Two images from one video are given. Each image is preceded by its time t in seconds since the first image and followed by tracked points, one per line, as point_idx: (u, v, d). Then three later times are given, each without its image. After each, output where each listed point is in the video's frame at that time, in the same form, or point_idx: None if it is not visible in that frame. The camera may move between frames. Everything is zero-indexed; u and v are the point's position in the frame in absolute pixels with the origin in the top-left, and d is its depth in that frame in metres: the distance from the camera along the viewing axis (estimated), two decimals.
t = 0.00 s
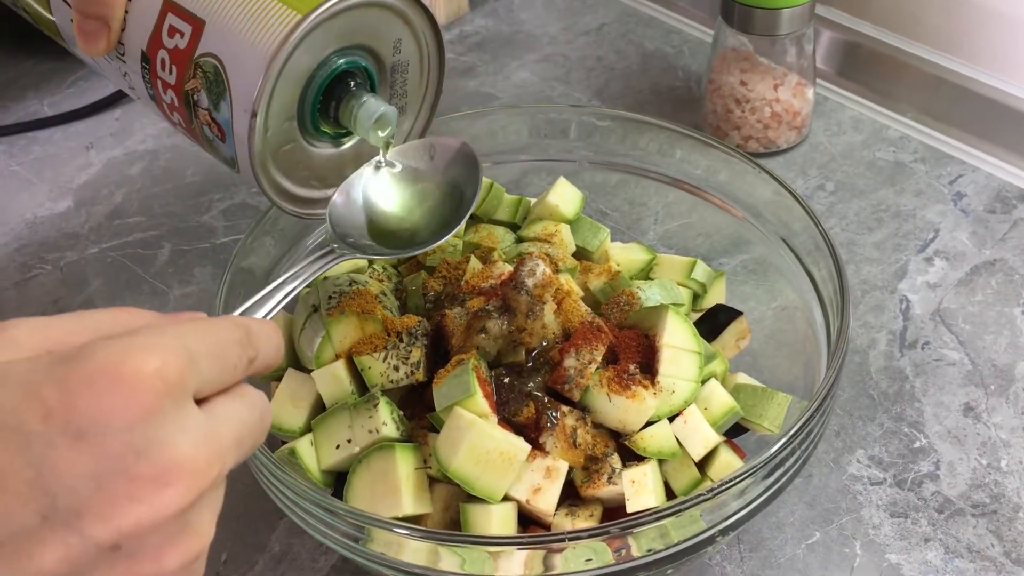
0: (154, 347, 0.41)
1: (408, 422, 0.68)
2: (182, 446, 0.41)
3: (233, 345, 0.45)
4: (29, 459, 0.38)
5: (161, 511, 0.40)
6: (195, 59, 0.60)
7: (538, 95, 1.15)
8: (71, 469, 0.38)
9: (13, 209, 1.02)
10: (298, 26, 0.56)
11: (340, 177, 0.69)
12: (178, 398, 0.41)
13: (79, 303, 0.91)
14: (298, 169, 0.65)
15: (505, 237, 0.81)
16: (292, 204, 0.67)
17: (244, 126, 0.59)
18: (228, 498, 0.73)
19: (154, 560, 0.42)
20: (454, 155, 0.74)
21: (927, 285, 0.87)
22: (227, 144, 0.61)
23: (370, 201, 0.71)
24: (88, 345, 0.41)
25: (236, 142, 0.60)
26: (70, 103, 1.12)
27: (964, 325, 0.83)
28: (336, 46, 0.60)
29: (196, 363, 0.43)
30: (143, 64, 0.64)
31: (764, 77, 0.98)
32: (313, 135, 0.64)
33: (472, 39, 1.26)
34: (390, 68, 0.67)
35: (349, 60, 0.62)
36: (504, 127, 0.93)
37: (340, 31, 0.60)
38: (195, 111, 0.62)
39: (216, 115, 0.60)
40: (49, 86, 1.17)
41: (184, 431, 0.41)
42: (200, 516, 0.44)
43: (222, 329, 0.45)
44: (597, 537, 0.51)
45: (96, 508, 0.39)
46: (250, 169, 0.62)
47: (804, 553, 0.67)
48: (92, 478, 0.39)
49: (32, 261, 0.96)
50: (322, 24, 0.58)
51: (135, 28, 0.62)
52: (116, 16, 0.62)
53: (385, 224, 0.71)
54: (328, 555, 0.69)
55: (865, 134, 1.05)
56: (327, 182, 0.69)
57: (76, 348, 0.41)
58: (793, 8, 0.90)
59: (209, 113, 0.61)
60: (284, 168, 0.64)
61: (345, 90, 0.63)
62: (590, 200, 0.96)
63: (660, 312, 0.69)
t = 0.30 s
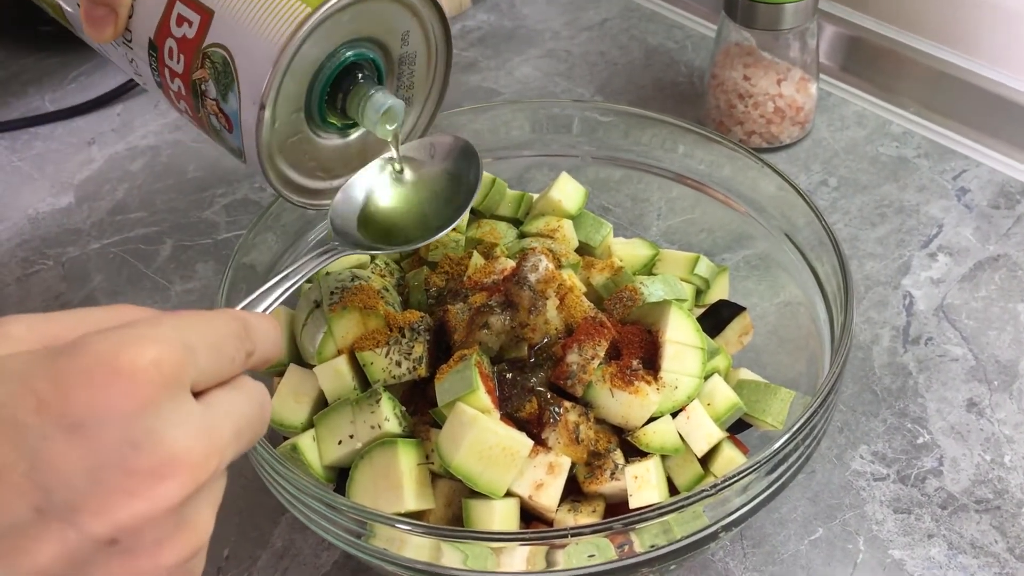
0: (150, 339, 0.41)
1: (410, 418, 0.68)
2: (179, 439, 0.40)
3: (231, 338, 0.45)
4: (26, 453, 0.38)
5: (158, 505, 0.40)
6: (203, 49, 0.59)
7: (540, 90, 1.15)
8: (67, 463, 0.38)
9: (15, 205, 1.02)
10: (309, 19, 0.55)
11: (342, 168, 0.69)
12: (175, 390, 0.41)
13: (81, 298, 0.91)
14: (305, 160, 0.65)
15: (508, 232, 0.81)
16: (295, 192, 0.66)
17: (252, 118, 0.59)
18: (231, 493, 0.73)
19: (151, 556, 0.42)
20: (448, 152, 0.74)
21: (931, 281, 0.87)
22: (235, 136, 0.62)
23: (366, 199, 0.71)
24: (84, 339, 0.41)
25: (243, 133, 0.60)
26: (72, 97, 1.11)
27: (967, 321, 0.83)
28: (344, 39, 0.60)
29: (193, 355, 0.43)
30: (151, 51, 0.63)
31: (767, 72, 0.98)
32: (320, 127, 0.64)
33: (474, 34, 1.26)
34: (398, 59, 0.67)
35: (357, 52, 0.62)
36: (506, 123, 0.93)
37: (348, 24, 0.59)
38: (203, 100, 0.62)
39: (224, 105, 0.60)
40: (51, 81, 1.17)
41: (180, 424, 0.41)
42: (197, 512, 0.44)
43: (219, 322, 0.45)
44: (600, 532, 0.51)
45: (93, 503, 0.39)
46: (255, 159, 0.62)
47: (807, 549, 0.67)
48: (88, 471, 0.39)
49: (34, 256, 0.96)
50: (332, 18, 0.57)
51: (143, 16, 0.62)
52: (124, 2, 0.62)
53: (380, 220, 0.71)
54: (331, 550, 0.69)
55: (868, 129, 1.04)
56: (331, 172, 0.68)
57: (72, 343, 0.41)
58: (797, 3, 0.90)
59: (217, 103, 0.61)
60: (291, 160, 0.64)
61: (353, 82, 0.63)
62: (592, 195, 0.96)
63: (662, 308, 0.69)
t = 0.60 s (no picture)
0: (139, 331, 0.40)
1: (406, 418, 0.68)
2: (168, 431, 0.40)
3: (220, 331, 0.45)
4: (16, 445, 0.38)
5: (148, 498, 0.40)
6: (195, 47, 0.59)
7: (538, 89, 1.15)
8: (56, 455, 0.38)
9: (11, 204, 1.02)
10: (301, 21, 0.55)
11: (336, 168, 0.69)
12: (164, 383, 0.41)
13: (77, 298, 0.91)
14: (296, 160, 0.65)
15: (503, 232, 0.81)
16: (283, 191, 0.66)
17: (243, 118, 0.59)
18: (227, 493, 0.73)
19: (143, 548, 0.42)
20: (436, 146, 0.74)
21: (927, 280, 0.87)
22: (225, 135, 0.61)
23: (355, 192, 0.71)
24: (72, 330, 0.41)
25: (234, 131, 0.60)
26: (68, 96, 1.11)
27: (964, 320, 0.83)
28: (338, 40, 0.60)
29: (182, 348, 0.42)
30: (142, 47, 0.63)
31: (764, 70, 0.98)
32: (312, 126, 0.64)
33: (472, 33, 1.26)
34: (391, 62, 0.66)
35: (349, 53, 0.62)
36: (503, 122, 0.93)
37: (342, 26, 0.59)
38: (194, 98, 0.62)
39: (215, 104, 0.60)
40: (48, 80, 1.16)
41: (169, 416, 0.41)
42: (187, 505, 0.44)
43: (209, 314, 0.45)
44: (595, 533, 0.51)
45: (82, 495, 0.39)
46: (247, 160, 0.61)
47: (803, 548, 0.67)
48: (77, 464, 0.39)
49: (31, 255, 0.96)
50: (324, 19, 0.57)
51: (134, 11, 0.62)
52: None
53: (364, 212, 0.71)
54: (326, 550, 0.69)
55: (866, 128, 1.04)
56: (323, 172, 0.68)
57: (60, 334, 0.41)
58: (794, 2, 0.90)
59: (208, 102, 0.61)
60: (281, 160, 0.64)
61: (346, 83, 0.63)
62: (589, 194, 0.96)
63: (658, 307, 0.69)
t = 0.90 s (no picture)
0: (129, 332, 0.41)
1: (404, 418, 0.69)
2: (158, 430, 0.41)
3: (211, 333, 0.46)
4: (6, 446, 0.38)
5: (140, 498, 0.40)
6: (208, 45, 0.59)
7: (536, 90, 1.15)
8: (47, 456, 0.38)
9: (10, 204, 1.02)
10: (315, 19, 0.55)
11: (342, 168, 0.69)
12: (155, 383, 0.41)
13: (76, 299, 0.91)
14: (307, 154, 0.66)
15: (501, 233, 0.81)
16: (299, 188, 0.67)
17: (257, 116, 0.59)
18: (226, 494, 0.73)
19: (134, 551, 0.42)
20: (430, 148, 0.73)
21: (924, 280, 0.87)
22: (239, 132, 0.62)
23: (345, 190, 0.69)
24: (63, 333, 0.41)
25: (247, 128, 0.60)
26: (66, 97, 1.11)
27: (961, 321, 0.83)
28: (350, 37, 0.60)
29: (173, 349, 0.43)
30: (154, 45, 0.63)
31: (762, 71, 0.98)
32: (324, 122, 0.65)
33: (470, 34, 1.26)
34: (401, 57, 0.67)
35: (362, 50, 0.62)
36: (502, 123, 0.93)
37: (354, 24, 0.59)
38: (207, 95, 0.62)
39: (229, 102, 0.60)
40: (47, 81, 1.16)
41: (160, 416, 0.41)
42: (181, 508, 0.44)
43: (200, 316, 0.46)
44: (592, 533, 0.51)
45: (74, 496, 0.39)
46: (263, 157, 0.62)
47: (800, 548, 0.68)
48: (68, 464, 0.39)
49: (30, 256, 0.96)
50: (337, 17, 0.57)
51: (146, 10, 0.62)
52: None
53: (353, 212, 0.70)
54: (325, 551, 0.69)
55: (863, 129, 1.04)
56: (335, 169, 0.69)
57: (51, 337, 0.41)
58: (792, 4, 0.90)
59: (221, 99, 0.61)
60: (293, 155, 0.65)
61: (357, 80, 0.63)
62: (587, 195, 0.96)
63: (655, 308, 0.69)
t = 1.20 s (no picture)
0: (135, 330, 0.41)
1: (404, 418, 0.69)
2: (165, 429, 0.41)
3: (216, 331, 0.46)
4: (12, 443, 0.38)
5: (147, 495, 0.40)
6: (195, 47, 0.59)
7: (536, 90, 1.15)
8: (55, 454, 0.38)
9: (11, 205, 1.02)
10: (302, 23, 0.55)
11: (337, 172, 0.69)
12: (162, 381, 0.41)
13: (77, 299, 0.92)
14: (297, 161, 0.65)
15: (501, 233, 0.82)
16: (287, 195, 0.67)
17: (242, 120, 0.59)
18: (227, 495, 0.73)
19: (141, 545, 0.42)
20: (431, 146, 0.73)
21: (924, 280, 0.87)
22: (225, 136, 0.62)
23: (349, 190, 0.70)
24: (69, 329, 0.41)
25: (233, 132, 0.60)
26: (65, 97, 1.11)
27: (961, 320, 0.83)
28: (338, 42, 0.60)
29: (179, 346, 0.43)
30: (143, 47, 0.63)
31: (762, 71, 0.98)
32: (313, 129, 0.65)
33: (470, 34, 1.26)
34: (392, 64, 0.67)
35: (351, 56, 0.62)
36: (502, 122, 0.93)
37: (343, 29, 0.59)
38: (195, 98, 0.62)
39: (215, 106, 0.60)
40: (47, 82, 1.17)
41: (166, 414, 0.41)
42: (187, 504, 0.44)
43: (205, 314, 0.45)
44: (592, 532, 0.51)
45: (82, 494, 0.39)
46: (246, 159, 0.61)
47: (800, 548, 0.68)
48: (75, 462, 0.39)
49: (30, 257, 0.97)
50: (323, 23, 0.57)
51: (134, 11, 0.62)
52: None
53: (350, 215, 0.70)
54: (325, 550, 0.69)
55: (862, 129, 1.04)
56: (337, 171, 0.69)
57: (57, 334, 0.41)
58: (791, 4, 0.91)
59: (208, 102, 0.61)
60: (281, 162, 0.64)
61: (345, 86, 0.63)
62: (587, 195, 0.97)
63: (655, 308, 0.69)
